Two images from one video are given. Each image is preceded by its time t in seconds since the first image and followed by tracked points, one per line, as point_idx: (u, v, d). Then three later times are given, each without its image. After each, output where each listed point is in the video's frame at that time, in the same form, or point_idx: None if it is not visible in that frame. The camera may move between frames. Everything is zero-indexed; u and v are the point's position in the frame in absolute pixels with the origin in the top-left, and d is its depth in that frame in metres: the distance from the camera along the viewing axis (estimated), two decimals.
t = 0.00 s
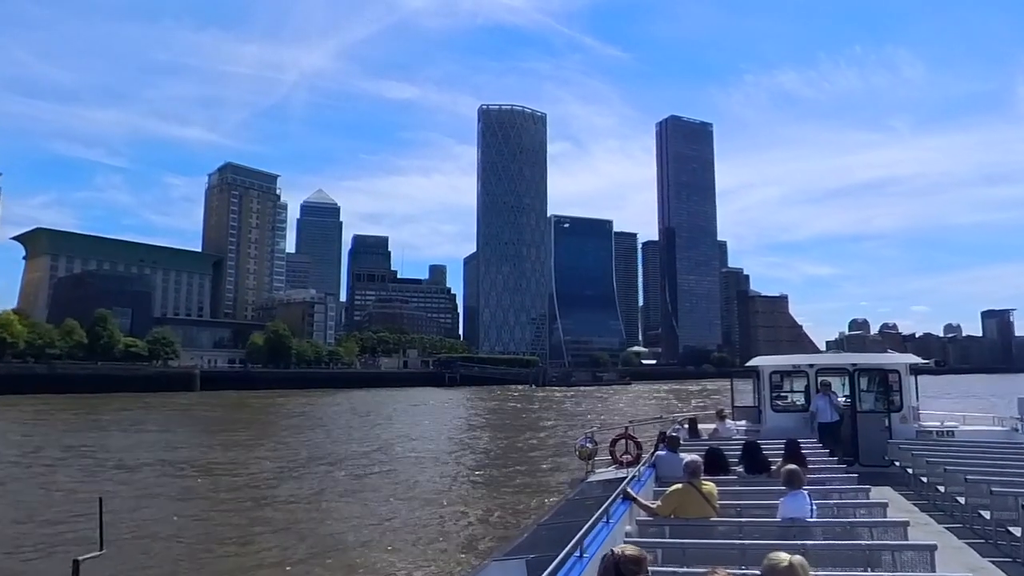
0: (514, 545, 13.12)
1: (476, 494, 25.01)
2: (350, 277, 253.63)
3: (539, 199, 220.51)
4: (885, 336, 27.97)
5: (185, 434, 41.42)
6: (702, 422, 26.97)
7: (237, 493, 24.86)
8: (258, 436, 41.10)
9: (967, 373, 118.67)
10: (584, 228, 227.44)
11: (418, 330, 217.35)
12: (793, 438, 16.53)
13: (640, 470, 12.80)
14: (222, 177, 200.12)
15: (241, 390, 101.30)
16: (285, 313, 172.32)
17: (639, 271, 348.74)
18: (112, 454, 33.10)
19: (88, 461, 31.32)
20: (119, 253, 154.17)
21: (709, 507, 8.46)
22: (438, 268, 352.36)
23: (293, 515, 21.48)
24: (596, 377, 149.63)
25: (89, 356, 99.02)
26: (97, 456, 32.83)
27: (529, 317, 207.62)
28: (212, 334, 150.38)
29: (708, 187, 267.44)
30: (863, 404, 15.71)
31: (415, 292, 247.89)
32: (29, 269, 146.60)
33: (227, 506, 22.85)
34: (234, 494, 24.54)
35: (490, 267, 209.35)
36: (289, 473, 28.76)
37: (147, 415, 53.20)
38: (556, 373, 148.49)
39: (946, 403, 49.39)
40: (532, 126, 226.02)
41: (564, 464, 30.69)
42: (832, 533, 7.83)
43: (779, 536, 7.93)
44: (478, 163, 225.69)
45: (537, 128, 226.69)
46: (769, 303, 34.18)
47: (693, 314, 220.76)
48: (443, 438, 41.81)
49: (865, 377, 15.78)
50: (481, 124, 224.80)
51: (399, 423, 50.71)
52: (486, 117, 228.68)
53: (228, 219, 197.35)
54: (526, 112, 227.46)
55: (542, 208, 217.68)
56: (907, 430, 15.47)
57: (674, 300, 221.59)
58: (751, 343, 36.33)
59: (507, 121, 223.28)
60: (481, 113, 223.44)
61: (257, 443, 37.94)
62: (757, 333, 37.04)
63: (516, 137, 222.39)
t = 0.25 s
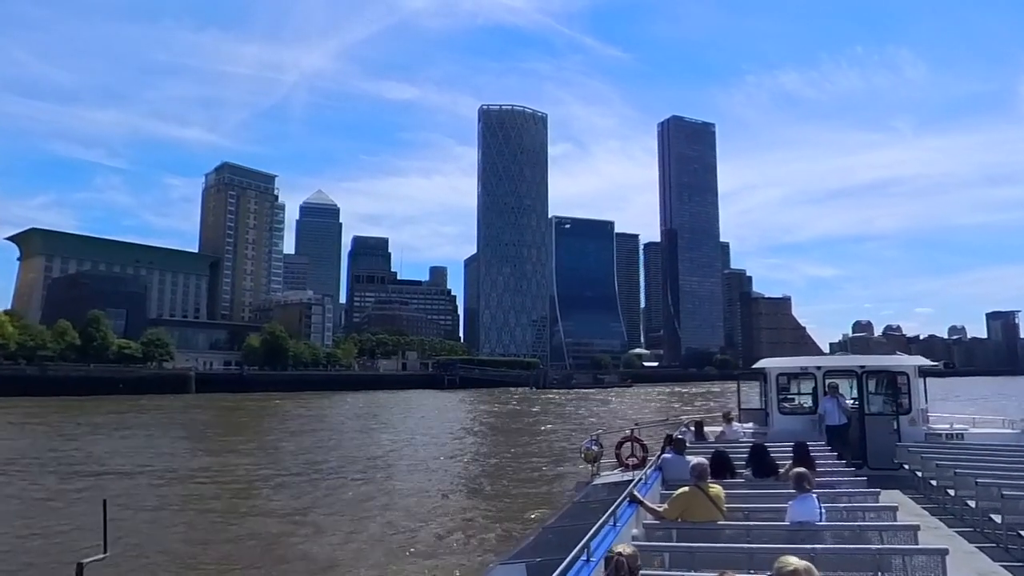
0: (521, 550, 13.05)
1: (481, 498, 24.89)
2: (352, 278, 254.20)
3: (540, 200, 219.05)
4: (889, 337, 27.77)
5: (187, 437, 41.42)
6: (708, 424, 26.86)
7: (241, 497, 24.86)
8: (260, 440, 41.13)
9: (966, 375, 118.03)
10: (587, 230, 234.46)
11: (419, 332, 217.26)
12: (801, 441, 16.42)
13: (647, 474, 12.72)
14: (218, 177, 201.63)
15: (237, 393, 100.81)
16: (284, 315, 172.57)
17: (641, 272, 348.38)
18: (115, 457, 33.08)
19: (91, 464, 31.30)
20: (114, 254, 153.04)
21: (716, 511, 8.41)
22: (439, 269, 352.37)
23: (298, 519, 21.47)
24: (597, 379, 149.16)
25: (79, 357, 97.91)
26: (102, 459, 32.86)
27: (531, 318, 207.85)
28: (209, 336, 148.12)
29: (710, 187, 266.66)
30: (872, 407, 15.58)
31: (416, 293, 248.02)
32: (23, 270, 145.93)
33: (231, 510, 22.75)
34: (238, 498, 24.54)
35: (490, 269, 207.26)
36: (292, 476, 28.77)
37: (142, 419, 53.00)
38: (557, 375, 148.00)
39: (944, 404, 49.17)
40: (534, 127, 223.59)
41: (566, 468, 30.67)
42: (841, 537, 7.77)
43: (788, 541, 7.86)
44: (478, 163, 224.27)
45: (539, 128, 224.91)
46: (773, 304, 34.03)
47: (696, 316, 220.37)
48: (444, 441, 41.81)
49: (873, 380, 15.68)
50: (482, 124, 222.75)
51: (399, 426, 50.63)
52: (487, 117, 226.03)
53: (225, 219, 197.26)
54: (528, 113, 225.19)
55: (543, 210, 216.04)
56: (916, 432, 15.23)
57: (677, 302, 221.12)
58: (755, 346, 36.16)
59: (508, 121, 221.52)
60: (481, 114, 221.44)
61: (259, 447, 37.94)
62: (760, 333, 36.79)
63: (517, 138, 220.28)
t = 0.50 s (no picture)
0: (524, 553, 13.01)
1: (483, 501, 24.81)
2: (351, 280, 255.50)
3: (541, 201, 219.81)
4: (891, 338, 27.68)
5: (190, 439, 41.54)
6: (711, 428, 26.75)
7: (243, 499, 24.93)
8: (262, 442, 41.17)
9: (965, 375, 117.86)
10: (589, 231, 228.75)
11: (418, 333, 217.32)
12: (808, 443, 16.33)
13: (651, 476, 12.69)
14: (217, 177, 203.13)
15: (232, 395, 100.61)
16: (281, 316, 173.13)
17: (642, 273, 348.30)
18: (120, 460, 33.15)
19: (95, 466, 31.32)
20: (110, 254, 153.38)
21: (722, 514, 8.36)
22: (439, 270, 352.91)
23: (300, 522, 21.52)
24: (598, 382, 148.98)
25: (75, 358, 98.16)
26: (106, 461, 32.94)
27: (531, 320, 207.95)
28: (205, 338, 147.68)
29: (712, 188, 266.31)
30: (879, 409, 15.49)
31: (416, 294, 248.41)
32: (19, 270, 146.37)
33: (228, 514, 22.67)
34: (240, 501, 24.60)
35: (490, 270, 208.73)
36: (293, 479, 28.79)
37: (138, 421, 52.89)
38: (557, 377, 147.82)
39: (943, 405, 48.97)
40: (534, 127, 225.24)
41: (567, 471, 30.64)
42: (847, 540, 7.72)
43: (795, 543, 7.81)
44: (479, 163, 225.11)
45: (539, 128, 226.06)
46: (775, 306, 33.90)
47: (699, 317, 220.12)
48: (445, 443, 41.85)
49: (880, 382, 15.59)
50: (483, 124, 223.90)
51: (399, 429, 50.57)
52: (487, 117, 227.30)
53: (223, 219, 198.19)
54: (529, 113, 226.49)
55: (544, 210, 217.00)
56: (924, 434, 15.29)
57: (678, 304, 220.86)
58: (758, 347, 36.00)
59: (508, 121, 222.68)
60: (482, 114, 222.79)
61: (261, 449, 38.01)
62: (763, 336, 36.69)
63: (517, 138, 221.30)
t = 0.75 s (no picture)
0: (527, 557, 12.95)
1: (487, 504, 24.77)
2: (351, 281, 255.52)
3: (542, 202, 219.81)
4: (894, 338, 27.52)
5: (192, 441, 41.63)
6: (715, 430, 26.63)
7: (242, 500, 24.98)
8: (262, 443, 41.21)
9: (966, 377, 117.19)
10: (588, 231, 228.10)
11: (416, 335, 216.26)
12: (814, 446, 16.26)
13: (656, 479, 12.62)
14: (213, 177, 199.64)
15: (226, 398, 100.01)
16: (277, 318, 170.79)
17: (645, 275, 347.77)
18: (123, 461, 33.21)
19: (97, 468, 31.31)
20: (105, 255, 153.32)
21: (727, 516, 8.33)
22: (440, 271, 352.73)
23: (301, 524, 21.54)
24: (600, 385, 148.53)
25: (65, 358, 98.50)
26: (109, 462, 33.04)
27: (531, 322, 208.04)
28: (201, 339, 148.01)
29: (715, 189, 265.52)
30: (886, 412, 15.39)
31: (416, 296, 248.40)
32: (13, 271, 146.47)
33: (227, 514, 22.71)
34: (241, 502, 24.65)
35: (490, 271, 209.47)
36: (294, 480, 28.81)
37: (134, 424, 52.69)
38: (558, 380, 147.43)
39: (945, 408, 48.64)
40: (535, 127, 225.50)
41: (568, 474, 30.55)
42: (853, 544, 7.65)
43: (799, 547, 7.77)
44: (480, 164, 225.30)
45: (540, 128, 226.26)
46: (778, 307, 33.74)
47: (702, 320, 219.77)
48: (446, 446, 41.81)
49: (887, 385, 15.50)
50: (483, 124, 224.17)
51: (401, 432, 50.43)
52: (488, 117, 227.56)
53: (219, 220, 196.31)
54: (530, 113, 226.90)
55: (545, 211, 217.23)
56: (931, 438, 15.18)
57: (680, 307, 220.41)
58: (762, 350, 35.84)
59: (509, 121, 223.04)
60: (482, 113, 223.20)
61: (261, 450, 38.03)
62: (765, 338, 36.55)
63: (518, 138, 221.59)
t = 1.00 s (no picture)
0: (533, 557, 12.96)
1: (489, 509, 24.64)
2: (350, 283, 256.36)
3: (543, 204, 219.88)
4: (898, 339, 27.39)
5: (193, 445, 41.73)
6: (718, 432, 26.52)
7: (242, 504, 25.10)
8: (262, 448, 41.25)
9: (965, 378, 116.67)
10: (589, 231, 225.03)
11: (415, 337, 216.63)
12: (820, 449, 16.19)
13: (661, 480, 12.57)
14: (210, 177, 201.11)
15: (221, 399, 99.96)
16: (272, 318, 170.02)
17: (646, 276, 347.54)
18: (125, 466, 33.26)
19: (99, 472, 31.37)
20: (100, 255, 153.46)
21: (733, 520, 8.28)
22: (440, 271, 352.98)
23: (299, 527, 21.64)
24: (600, 387, 148.53)
25: (57, 359, 98.58)
26: (111, 466, 33.16)
27: (532, 324, 208.22)
28: (198, 341, 148.79)
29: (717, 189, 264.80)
30: (893, 414, 15.30)
31: (416, 298, 248.50)
32: (8, 271, 146.60)
33: (225, 520, 22.67)
34: (240, 505, 24.80)
35: (491, 273, 209.63)
36: (292, 484, 28.96)
37: (131, 426, 52.75)
38: (559, 382, 147.38)
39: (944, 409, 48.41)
40: (536, 128, 225.75)
41: (569, 477, 30.51)
42: (860, 547, 7.59)
43: (807, 549, 7.71)
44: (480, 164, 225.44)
45: (540, 128, 226.51)
46: (782, 309, 33.54)
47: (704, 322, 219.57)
48: (446, 449, 41.82)
49: (893, 387, 15.43)
50: (483, 124, 224.45)
51: (406, 435, 50.38)
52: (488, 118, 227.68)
53: (217, 220, 197.53)
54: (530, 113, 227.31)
55: (545, 212, 217.64)
56: (938, 440, 15.05)
57: (682, 309, 220.31)
58: (765, 351, 35.68)
59: (509, 121, 223.23)
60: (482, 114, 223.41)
61: (262, 454, 38.17)
62: (768, 339, 36.40)
63: (518, 139, 221.81)
